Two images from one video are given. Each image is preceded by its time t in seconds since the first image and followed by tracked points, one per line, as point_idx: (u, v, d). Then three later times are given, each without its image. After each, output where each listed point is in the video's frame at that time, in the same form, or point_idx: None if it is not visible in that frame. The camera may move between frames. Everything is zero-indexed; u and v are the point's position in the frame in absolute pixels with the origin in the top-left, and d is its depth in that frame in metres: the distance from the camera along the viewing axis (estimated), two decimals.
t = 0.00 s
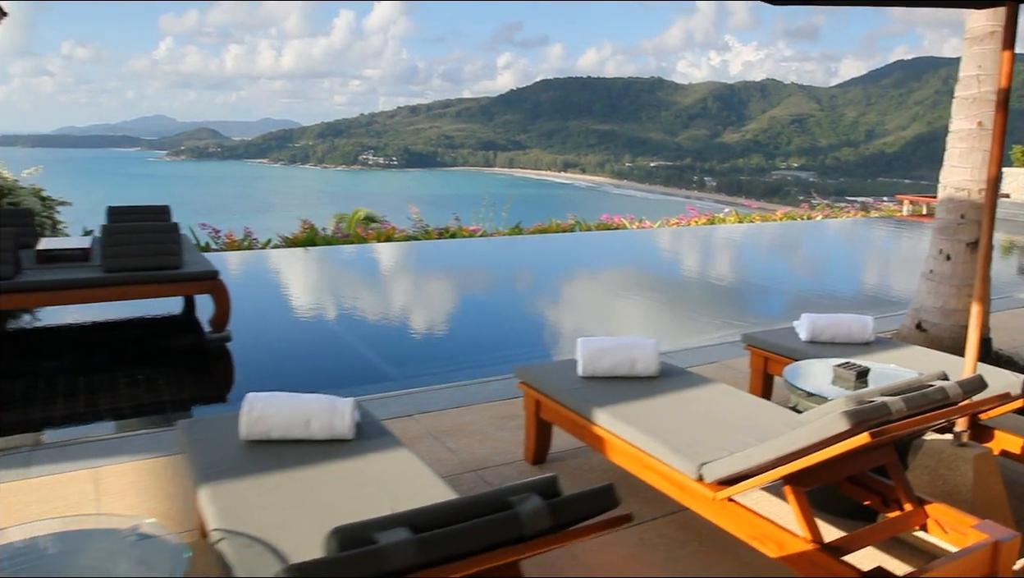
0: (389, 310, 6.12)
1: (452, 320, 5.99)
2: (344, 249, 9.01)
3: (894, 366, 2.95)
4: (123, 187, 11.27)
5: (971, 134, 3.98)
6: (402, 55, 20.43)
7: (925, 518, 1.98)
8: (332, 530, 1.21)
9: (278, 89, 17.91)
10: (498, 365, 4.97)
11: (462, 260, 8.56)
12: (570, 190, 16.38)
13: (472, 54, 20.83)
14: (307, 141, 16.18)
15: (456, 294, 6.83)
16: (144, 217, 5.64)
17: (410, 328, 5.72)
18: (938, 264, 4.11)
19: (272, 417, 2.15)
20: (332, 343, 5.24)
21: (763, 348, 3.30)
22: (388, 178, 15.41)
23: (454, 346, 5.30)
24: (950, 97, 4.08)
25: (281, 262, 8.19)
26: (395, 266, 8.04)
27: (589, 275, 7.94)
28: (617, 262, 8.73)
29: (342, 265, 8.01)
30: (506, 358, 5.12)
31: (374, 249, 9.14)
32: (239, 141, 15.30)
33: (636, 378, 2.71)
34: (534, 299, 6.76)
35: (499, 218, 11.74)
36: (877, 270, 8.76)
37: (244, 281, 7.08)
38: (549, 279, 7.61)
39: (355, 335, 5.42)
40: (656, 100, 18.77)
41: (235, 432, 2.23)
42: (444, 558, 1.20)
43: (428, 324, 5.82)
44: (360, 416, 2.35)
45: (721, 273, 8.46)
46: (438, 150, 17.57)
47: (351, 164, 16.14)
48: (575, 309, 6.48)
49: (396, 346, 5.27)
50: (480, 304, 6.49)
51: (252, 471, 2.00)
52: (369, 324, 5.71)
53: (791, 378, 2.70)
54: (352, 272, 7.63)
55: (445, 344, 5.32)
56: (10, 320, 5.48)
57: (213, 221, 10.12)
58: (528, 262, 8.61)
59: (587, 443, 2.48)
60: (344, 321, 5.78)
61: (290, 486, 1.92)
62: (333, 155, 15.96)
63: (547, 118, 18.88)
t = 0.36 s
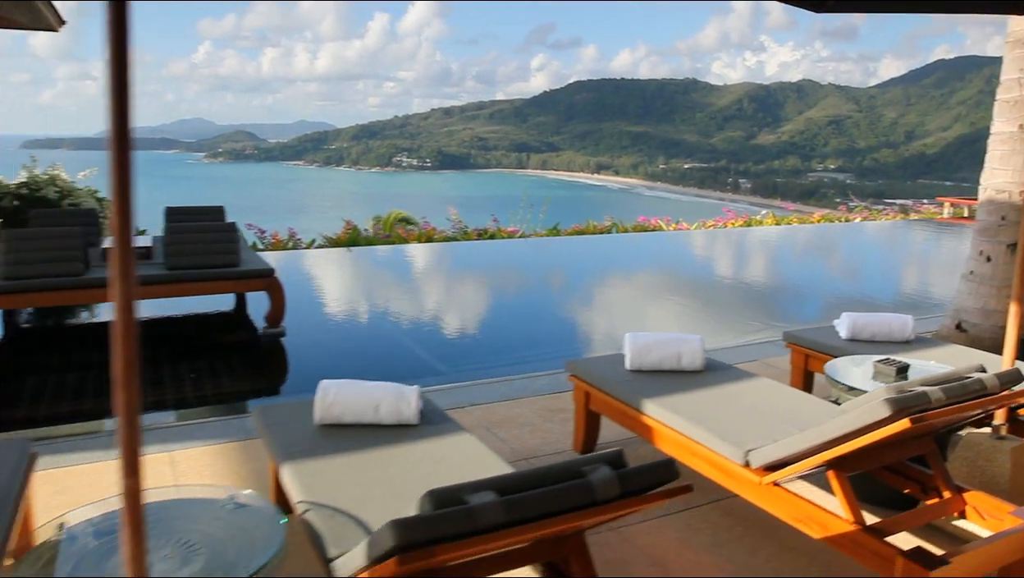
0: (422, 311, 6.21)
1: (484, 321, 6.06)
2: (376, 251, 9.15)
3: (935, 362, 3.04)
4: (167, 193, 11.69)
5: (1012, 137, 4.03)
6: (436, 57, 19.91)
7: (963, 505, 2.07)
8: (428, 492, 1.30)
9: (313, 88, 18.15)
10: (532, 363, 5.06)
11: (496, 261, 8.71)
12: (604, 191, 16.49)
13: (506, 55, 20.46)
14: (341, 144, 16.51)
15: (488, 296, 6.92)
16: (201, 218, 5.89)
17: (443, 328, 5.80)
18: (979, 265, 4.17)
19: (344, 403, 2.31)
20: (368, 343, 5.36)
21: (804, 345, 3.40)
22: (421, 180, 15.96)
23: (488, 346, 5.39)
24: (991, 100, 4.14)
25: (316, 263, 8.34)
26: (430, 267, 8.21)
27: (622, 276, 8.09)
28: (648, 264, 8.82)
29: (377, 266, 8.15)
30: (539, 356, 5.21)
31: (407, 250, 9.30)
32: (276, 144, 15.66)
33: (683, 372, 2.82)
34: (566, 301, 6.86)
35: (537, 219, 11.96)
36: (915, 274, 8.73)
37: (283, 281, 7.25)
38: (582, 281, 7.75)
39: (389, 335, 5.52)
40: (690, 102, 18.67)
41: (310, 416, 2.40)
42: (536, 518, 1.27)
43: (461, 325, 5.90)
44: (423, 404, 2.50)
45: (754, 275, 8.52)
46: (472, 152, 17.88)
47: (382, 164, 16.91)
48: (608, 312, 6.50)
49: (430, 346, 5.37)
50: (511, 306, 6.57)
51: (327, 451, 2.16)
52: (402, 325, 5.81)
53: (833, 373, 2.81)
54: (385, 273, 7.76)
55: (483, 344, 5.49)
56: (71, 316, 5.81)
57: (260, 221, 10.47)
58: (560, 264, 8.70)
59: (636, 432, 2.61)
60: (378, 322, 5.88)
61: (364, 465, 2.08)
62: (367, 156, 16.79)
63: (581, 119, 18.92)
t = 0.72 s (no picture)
0: (452, 310, 6.25)
1: (514, 320, 6.08)
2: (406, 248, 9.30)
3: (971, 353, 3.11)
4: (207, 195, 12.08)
5: None
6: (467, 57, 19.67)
7: (999, 487, 2.16)
8: (501, 456, 1.44)
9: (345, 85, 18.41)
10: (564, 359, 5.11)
11: (528, 259, 8.82)
12: (636, 189, 16.56)
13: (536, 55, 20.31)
14: (372, 142, 17.06)
15: (518, 294, 6.97)
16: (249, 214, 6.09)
17: (473, 327, 5.83)
18: (1016, 260, 4.22)
19: (403, 385, 2.46)
20: (402, 340, 5.42)
21: (841, 337, 3.49)
22: (452, 178, 16.32)
23: (520, 344, 5.45)
24: None
25: (347, 261, 8.45)
26: (459, 265, 8.30)
27: (652, 275, 8.17)
28: (679, 264, 8.85)
29: (407, 264, 8.26)
30: (572, 352, 5.27)
31: (437, 247, 9.42)
32: (309, 143, 15.98)
33: (725, 360, 2.93)
34: (596, 300, 6.90)
35: (571, 216, 12.17)
36: (954, 275, 8.66)
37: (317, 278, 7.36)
38: (612, 278, 7.87)
39: (421, 334, 5.56)
40: (723, 99, 18.70)
41: (371, 398, 2.55)
42: (601, 479, 1.39)
43: (491, 323, 5.92)
44: (477, 390, 2.63)
45: (786, 274, 8.55)
46: (503, 150, 18.14)
47: (414, 162, 17.26)
48: (638, 311, 6.52)
49: (462, 345, 5.42)
50: (541, 304, 6.61)
51: (391, 429, 2.30)
52: (432, 323, 5.84)
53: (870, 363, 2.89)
54: (416, 272, 7.85)
55: (518, 340, 5.59)
56: (121, 309, 6.05)
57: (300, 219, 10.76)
58: (591, 262, 8.78)
59: (679, 417, 2.72)
60: (409, 320, 5.92)
61: (427, 442, 2.22)
62: (398, 155, 17.14)
63: (611, 117, 18.94)
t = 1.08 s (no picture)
0: (479, 307, 6.28)
1: (542, 317, 6.12)
2: (434, 244, 9.44)
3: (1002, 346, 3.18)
4: (242, 191, 12.46)
5: None
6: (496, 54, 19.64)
7: None
8: (556, 428, 1.57)
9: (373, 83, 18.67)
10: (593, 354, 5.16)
11: (556, 257, 8.93)
12: (664, 187, 16.62)
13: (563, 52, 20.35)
14: (399, 141, 17.39)
15: (545, 291, 7.02)
16: (291, 210, 6.26)
17: (500, 324, 5.84)
18: None
19: (453, 369, 2.60)
20: (434, 334, 5.49)
21: (872, 330, 3.57)
22: (478, 176, 16.60)
23: (549, 339, 5.49)
24: None
25: (375, 257, 8.54)
26: (484, 263, 8.37)
27: (681, 273, 8.22)
28: (708, 263, 8.87)
29: (434, 261, 8.35)
30: (600, 347, 5.31)
31: (465, 244, 9.53)
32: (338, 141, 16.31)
33: (759, 350, 3.03)
34: (624, 297, 6.96)
35: (601, 213, 12.37)
36: (988, 274, 8.60)
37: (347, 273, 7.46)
38: (638, 275, 8.00)
39: (450, 330, 5.61)
40: (752, 96, 18.68)
41: (421, 382, 2.69)
42: (650, 450, 1.52)
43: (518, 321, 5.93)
44: (520, 376, 2.76)
45: (816, 272, 8.58)
46: (530, 148, 18.46)
47: (442, 160, 17.63)
48: (666, 310, 6.54)
49: (492, 341, 5.48)
50: (569, 302, 6.67)
51: (442, 411, 2.44)
52: (459, 319, 5.87)
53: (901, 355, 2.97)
54: (443, 269, 7.93)
55: (547, 336, 5.71)
56: (165, 301, 6.24)
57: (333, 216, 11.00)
58: (618, 260, 8.87)
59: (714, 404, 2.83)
60: (436, 316, 5.94)
61: (476, 423, 2.35)
62: (425, 153, 17.52)
63: (638, 114, 18.99)
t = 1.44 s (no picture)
0: (497, 304, 6.40)
1: (559, 314, 6.22)
2: (454, 239, 9.63)
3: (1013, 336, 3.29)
4: (265, 187, 12.80)
5: None
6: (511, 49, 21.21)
7: None
8: (584, 403, 1.70)
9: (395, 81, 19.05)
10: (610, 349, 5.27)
11: (575, 252, 9.05)
12: (683, 183, 16.68)
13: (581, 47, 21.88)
14: (418, 136, 17.81)
15: (563, 288, 7.13)
16: (318, 204, 6.45)
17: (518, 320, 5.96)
18: None
19: (482, 355, 2.74)
20: (454, 328, 5.60)
21: (885, 322, 3.69)
22: (497, 173, 16.73)
23: (566, 335, 5.59)
24: None
25: (396, 253, 8.70)
26: (503, 259, 8.50)
27: (699, 270, 8.30)
28: (728, 259, 8.95)
29: (455, 257, 8.50)
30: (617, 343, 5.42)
31: (485, 239, 9.72)
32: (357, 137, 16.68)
33: (774, 340, 3.15)
34: (642, 294, 7.07)
35: (621, 209, 12.49)
36: (1011, 272, 8.58)
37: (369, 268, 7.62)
38: (656, 272, 8.10)
39: (470, 325, 5.73)
40: (774, 92, 18.98)
41: (452, 367, 2.84)
42: (670, 422, 1.65)
43: (535, 317, 6.04)
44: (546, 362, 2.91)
45: (836, 269, 8.62)
46: (548, 144, 18.70)
47: (460, 155, 17.61)
48: (683, 307, 6.63)
49: (511, 335, 5.59)
50: (587, 298, 6.77)
51: (472, 394, 2.58)
52: (478, 315, 5.99)
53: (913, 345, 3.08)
54: (462, 265, 8.07)
55: (565, 332, 5.81)
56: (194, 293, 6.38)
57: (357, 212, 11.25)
58: (638, 256, 8.99)
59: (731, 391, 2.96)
60: (455, 312, 6.06)
61: (506, 405, 2.49)
62: (443, 149, 17.69)
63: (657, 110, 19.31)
